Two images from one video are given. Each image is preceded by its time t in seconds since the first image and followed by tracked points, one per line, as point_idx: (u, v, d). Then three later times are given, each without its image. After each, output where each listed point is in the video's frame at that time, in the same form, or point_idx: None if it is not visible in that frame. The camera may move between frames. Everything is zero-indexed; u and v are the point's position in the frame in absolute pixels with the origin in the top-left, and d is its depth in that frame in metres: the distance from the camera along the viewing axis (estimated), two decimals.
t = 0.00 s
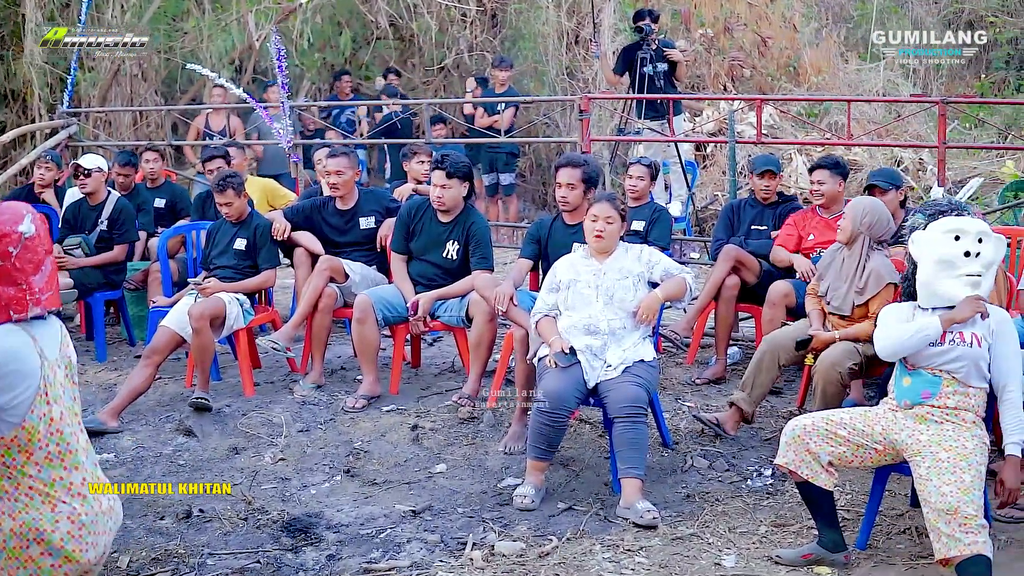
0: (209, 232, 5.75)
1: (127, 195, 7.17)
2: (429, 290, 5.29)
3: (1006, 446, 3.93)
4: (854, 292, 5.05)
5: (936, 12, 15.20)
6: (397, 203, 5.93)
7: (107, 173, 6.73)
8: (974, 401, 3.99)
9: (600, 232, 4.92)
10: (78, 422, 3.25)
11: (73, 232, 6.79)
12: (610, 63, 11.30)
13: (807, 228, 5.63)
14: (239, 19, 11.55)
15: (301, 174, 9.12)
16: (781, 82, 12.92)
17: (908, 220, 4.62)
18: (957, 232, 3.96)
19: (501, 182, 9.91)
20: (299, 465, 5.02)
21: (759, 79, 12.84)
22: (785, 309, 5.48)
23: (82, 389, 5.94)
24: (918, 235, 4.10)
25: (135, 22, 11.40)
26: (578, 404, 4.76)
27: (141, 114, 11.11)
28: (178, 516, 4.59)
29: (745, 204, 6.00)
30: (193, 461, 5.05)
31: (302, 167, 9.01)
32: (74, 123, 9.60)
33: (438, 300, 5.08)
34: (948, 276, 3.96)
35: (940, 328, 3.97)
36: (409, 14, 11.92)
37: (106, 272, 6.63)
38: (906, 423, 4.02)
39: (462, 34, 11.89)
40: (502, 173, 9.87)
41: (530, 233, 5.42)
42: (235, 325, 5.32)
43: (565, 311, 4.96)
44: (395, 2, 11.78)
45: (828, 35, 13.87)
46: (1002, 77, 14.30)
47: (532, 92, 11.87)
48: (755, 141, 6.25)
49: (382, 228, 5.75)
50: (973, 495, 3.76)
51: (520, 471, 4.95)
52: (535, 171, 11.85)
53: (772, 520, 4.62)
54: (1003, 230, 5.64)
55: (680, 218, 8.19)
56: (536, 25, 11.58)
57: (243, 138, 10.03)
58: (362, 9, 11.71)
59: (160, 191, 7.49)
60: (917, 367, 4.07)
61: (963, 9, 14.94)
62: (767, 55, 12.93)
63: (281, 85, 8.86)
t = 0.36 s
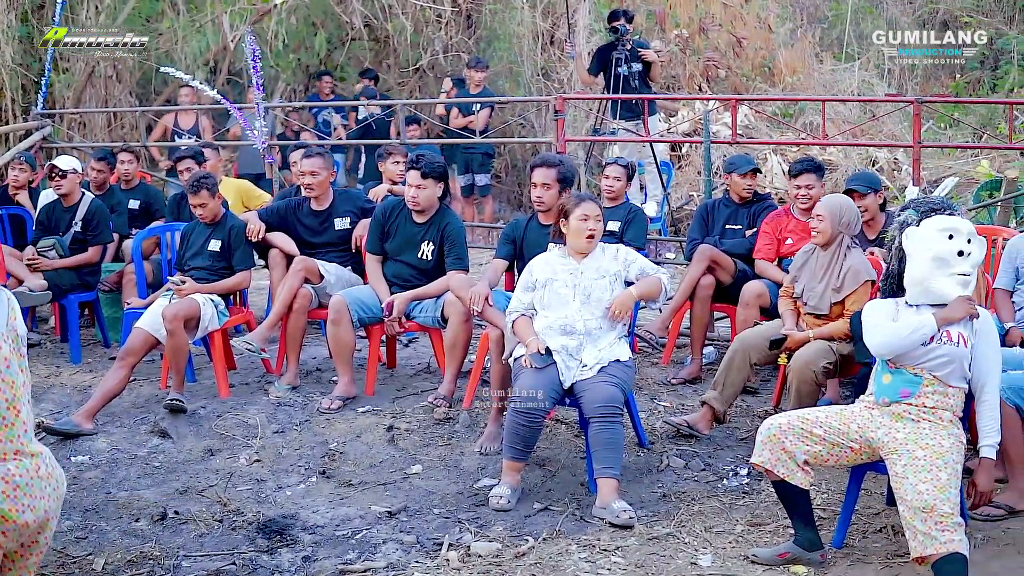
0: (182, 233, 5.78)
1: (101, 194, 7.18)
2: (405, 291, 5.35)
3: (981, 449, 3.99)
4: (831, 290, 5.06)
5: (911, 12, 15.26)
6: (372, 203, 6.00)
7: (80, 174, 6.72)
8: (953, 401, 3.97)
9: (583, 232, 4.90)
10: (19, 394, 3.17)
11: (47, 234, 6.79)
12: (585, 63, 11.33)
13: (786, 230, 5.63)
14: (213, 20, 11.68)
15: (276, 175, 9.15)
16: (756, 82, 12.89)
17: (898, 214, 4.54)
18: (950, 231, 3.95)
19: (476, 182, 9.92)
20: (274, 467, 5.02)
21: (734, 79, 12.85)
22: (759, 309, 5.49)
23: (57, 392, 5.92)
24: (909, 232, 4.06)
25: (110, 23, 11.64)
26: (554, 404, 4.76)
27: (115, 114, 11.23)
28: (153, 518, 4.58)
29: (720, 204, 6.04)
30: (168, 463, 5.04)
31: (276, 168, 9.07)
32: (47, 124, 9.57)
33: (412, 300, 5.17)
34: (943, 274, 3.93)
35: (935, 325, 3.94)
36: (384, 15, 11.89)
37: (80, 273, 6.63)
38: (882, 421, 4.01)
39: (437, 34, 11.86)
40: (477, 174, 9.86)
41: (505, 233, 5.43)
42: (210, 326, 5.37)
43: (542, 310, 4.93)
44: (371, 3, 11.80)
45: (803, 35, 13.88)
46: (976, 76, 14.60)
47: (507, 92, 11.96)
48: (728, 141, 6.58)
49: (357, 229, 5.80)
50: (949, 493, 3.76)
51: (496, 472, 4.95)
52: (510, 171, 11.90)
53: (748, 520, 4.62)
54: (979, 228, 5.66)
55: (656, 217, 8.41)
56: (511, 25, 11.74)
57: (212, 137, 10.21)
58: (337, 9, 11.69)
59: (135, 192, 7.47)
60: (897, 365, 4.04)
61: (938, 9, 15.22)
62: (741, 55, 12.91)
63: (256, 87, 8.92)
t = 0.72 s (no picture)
0: (157, 233, 5.81)
1: (77, 192, 7.24)
2: (380, 290, 5.42)
3: (952, 447, 3.99)
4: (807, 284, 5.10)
5: (885, 13, 15.31)
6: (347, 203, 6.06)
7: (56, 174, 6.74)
8: (925, 398, 3.97)
9: (570, 231, 4.88)
10: None
11: (22, 234, 6.79)
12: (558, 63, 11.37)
13: (758, 230, 5.67)
14: (188, 20, 11.76)
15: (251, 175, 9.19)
16: (731, 82, 12.91)
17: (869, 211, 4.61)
18: (919, 229, 3.97)
19: (451, 182, 9.94)
20: (250, 466, 5.02)
21: (709, 79, 12.88)
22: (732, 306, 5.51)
23: (32, 393, 5.92)
24: (880, 229, 4.08)
25: (84, 23, 11.79)
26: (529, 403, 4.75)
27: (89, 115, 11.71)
28: (128, 518, 4.57)
29: (694, 203, 6.10)
30: (143, 463, 5.04)
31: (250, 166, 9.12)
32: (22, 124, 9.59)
33: (387, 299, 5.25)
34: (911, 272, 3.95)
35: (901, 323, 3.97)
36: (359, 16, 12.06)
37: (55, 274, 6.64)
38: (855, 418, 4.01)
39: (412, 35, 12.04)
40: (452, 174, 9.91)
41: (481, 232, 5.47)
42: (185, 326, 5.41)
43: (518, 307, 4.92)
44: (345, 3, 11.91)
45: (779, 35, 13.82)
46: (951, 76, 14.76)
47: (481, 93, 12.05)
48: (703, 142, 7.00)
49: (332, 228, 5.86)
50: (923, 490, 3.76)
51: (472, 470, 4.97)
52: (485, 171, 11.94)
53: (723, 517, 4.64)
54: (953, 226, 5.69)
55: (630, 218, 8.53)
56: (486, 25, 11.87)
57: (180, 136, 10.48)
58: (313, 10, 11.82)
59: (110, 192, 7.37)
60: (870, 362, 4.06)
61: (912, 9, 15.21)
62: (715, 56, 12.90)
63: (230, 87, 8.98)
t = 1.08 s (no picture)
0: (132, 232, 5.84)
1: (50, 192, 7.21)
2: (354, 288, 5.45)
3: (916, 448, 3.92)
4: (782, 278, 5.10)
5: (859, 11, 15.37)
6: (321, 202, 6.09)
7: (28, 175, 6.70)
8: (897, 392, 3.98)
9: (546, 229, 4.84)
10: None
11: None
12: (533, 62, 11.40)
13: (732, 227, 5.71)
14: (163, 20, 11.94)
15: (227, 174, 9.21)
16: (705, 80, 13.10)
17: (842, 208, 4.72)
18: (882, 225, 4.00)
19: (425, 181, 10.00)
20: (225, 465, 5.03)
21: (683, 78, 12.97)
22: (707, 304, 5.56)
23: (6, 392, 5.91)
24: (846, 224, 4.13)
25: (59, 22, 11.86)
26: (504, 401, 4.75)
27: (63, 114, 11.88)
28: (104, 517, 4.56)
29: (668, 201, 6.17)
30: (118, 462, 5.04)
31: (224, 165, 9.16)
32: None
33: (361, 297, 5.30)
34: (864, 266, 3.98)
35: (840, 319, 4.02)
36: (334, 15, 12.15)
37: (30, 274, 6.64)
38: (829, 414, 4.02)
39: (386, 33, 12.11)
40: (426, 173, 9.96)
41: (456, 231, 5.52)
42: (159, 325, 5.44)
43: (495, 305, 4.90)
44: (319, 2, 12.00)
45: (752, 34, 13.99)
46: (925, 75, 15.28)
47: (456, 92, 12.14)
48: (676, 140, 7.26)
49: (306, 227, 5.90)
50: (898, 485, 3.76)
51: (447, 467, 4.99)
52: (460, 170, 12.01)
53: (697, 513, 4.67)
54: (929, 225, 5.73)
55: (606, 215, 8.77)
56: (460, 25, 11.93)
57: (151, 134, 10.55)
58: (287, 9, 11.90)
59: (82, 191, 7.38)
60: (839, 358, 4.08)
61: (886, 9, 15.41)
62: (689, 55, 13.02)
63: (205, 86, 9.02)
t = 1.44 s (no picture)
0: (111, 231, 5.87)
1: (27, 190, 7.13)
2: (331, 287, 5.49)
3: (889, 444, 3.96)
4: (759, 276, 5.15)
5: (837, 11, 15.39)
6: (300, 201, 6.13)
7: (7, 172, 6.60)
8: (872, 387, 4.00)
9: (522, 227, 4.84)
10: None
11: None
12: (511, 61, 11.42)
13: (709, 224, 5.77)
14: (142, 18, 11.95)
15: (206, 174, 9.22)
16: (682, 80, 13.15)
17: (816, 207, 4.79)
18: (842, 224, 4.03)
19: (404, 180, 10.05)
20: (204, 463, 5.04)
21: (661, 77, 13.03)
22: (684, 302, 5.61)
23: None
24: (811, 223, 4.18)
25: (37, 23, 11.84)
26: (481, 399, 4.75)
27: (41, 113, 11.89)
28: (84, 515, 4.57)
29: (646, 199, 6.21)
30: (98, 461, 5.05)
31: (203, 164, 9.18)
32: None
33: (339, 295, 5.32)
34: (824, 265, 4.03)
35: (801, 321, 4.08)
36: (312, 14, 12.20)
37: (8, 273, 6.64)
38: (806, 411, 4.04)
39: (364, 33, 12.16)
40: (405, 172, 10.00)
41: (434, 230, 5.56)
42: (138, 324, 5.48)
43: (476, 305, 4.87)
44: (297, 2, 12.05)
45: (730, 33, 14.00)
46: (902, 74, 15.21)
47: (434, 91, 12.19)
48: (655, 140, 7.42)
49: (284, 225, 5.94)
50: (875, 480, 3.79)
51: (426, 465, 5.01)
52: (439, 169, 12.06)
53: (676, 510, 4.69)
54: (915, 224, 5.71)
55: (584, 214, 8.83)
56: (438, 24, 11.91)
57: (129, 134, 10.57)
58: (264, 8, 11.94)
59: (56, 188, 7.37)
60: (813, 354, 4.10)
61: (864, 8, 15.46)
62: (667, 53, 13.09)
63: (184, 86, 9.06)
